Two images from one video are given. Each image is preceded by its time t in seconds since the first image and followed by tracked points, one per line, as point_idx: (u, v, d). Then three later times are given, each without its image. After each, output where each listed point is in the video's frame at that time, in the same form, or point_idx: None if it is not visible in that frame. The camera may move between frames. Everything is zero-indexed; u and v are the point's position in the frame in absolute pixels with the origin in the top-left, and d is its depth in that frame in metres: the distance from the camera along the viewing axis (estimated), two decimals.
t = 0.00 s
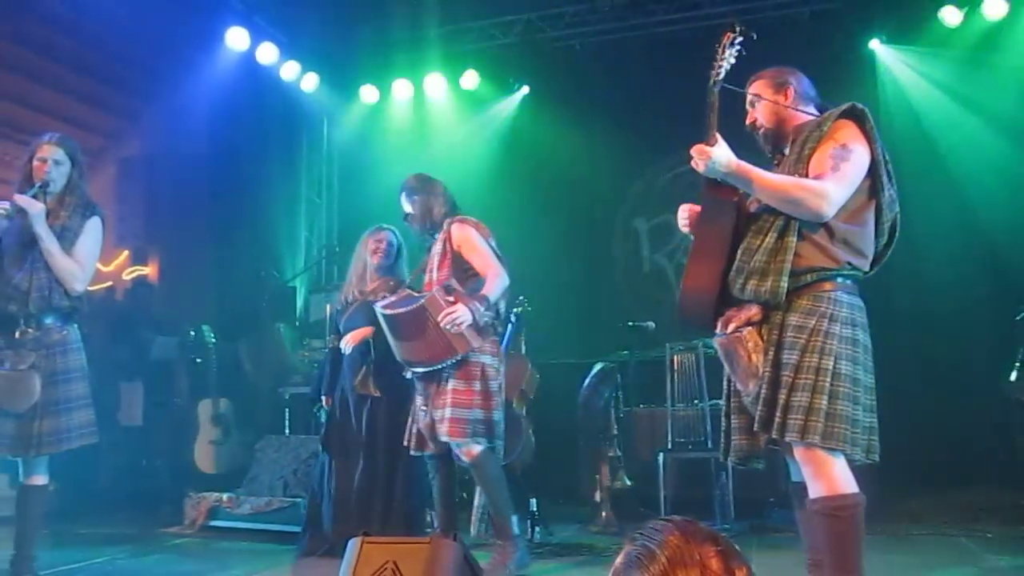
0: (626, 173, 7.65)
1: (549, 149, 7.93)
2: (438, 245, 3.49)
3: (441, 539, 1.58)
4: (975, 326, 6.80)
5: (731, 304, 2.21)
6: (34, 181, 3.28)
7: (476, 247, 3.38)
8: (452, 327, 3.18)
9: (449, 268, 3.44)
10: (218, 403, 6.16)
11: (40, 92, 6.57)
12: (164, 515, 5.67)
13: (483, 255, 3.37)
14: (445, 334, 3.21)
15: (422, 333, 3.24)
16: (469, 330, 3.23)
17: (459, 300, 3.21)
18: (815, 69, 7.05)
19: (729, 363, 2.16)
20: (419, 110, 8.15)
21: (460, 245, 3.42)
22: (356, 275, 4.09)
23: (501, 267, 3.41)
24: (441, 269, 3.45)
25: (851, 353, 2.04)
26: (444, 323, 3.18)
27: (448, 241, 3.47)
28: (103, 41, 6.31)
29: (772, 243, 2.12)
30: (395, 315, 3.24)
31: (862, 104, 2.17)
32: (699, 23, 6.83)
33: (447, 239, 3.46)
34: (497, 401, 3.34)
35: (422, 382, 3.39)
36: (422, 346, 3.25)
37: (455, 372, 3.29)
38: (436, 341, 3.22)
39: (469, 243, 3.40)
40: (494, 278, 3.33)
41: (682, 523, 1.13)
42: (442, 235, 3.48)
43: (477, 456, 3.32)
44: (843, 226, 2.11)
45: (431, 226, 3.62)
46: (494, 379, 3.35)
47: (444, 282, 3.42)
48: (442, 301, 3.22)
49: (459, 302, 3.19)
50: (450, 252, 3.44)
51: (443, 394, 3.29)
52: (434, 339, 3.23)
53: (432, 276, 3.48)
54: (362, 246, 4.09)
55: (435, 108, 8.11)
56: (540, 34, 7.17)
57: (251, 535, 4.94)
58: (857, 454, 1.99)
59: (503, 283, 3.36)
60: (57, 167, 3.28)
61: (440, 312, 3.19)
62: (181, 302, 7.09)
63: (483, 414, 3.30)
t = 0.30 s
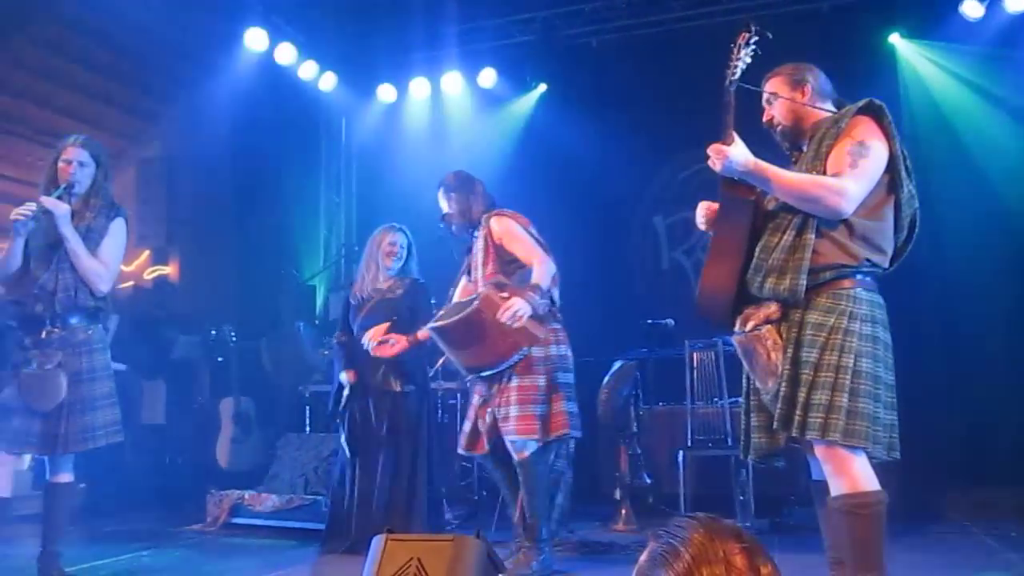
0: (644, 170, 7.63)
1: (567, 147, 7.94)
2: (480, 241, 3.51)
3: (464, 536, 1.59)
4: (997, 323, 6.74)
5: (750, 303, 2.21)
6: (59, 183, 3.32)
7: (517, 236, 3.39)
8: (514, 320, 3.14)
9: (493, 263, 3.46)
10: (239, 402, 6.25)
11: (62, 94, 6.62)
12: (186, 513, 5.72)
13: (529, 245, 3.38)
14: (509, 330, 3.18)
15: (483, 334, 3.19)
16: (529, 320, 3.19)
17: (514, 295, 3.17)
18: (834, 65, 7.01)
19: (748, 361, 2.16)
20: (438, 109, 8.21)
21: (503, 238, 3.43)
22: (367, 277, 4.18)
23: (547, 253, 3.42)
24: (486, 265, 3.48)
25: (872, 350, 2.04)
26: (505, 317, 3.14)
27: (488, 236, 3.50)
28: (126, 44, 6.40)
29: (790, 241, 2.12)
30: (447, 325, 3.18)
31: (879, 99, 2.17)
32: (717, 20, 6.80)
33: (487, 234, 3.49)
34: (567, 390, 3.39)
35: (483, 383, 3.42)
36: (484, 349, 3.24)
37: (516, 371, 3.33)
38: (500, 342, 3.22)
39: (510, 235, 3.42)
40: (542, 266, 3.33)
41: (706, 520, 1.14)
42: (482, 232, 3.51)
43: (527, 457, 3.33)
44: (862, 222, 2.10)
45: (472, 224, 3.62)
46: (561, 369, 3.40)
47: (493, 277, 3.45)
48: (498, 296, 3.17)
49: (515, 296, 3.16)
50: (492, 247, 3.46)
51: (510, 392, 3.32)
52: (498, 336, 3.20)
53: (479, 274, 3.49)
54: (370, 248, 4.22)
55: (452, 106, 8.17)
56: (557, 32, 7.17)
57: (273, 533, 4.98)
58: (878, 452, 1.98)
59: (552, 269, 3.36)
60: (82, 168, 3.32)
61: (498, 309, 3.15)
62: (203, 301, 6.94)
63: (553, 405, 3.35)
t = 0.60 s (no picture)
0: (668, 167, 7.60)
1: (591, 145, 7.93)
2: (525, 242, 3.54)
3: (495, 532, 1.60)
4: None
5: (777, 300, 2.20)
6: (92, 184, 3.37)
7: (563, 234, 3.43)
8: (579, 321, 3.14)
9: (541, 262, 3.49)
10: (266, 398, 6.34)
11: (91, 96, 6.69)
12: (215, 509, 5.78)
13: (579, 244, 3.41)
14: (575, 330, 3.19)
15: (545, 336, 3.22)
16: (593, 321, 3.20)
17: (579, 295, 3.16)
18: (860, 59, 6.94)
19: (776, 359, 2.15)
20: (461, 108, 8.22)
21: (551, 237, 3.46)
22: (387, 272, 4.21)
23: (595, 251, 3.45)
24: (535, 265, 3.50)
25: (902, 347, 2.02)
26: (571, 318, 3.14)
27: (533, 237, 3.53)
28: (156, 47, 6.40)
29: (817, 237, 2.11)
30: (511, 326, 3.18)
31: (906, 92, 2.15)
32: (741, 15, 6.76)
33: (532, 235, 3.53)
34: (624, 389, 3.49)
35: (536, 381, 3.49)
36: (547, 349, 3.29)
37: (568, 371, 3.39)
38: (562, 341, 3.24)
39: (556, 234, 3.45)
40: (595, 264, 3.36)
41: (738, 516, 1.15)
42: (526, 231, 3.55)
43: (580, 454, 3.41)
44: (890, 217, 2.09)
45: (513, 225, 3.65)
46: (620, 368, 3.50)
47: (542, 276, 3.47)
48: (563, 296, 3.15)
49: (580, 295, 3.14)
50: (539, 246, 3.49)
51: (564, 393, 3.38)
52: (561, 337, 3.23)
53: (526, 274, 3.52)
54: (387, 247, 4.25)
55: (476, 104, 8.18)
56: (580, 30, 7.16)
57: (301, 529, 5.02)
58: (909, 449, 1.97)
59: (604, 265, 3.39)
60: (114, 169, 3.36)
61: (564, 312, 3.13)
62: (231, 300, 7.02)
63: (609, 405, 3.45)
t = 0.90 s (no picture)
0: (692, 163, 7.55)
1: (615, 141, 7.89)
2: (579, 250, 3.57)
3: (519, 527, 1.61)
4: None
5: (804, 298, 2.18)
6: (121, 179, 3.41)
7: (616, 246, 3.40)
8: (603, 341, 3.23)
9: (591, 272, 3.51)
10: (291, 394, 6.31)
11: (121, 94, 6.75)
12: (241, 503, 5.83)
13: (627, 252, 3.39)
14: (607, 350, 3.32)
15: (580, 353, 3.37)
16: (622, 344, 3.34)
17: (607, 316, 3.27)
18: (888, 53, 6.86)
19: (802, 357, 2.13)
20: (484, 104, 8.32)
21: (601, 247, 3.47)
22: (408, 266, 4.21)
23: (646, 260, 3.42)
24: (585, 274, 3.53)
25: (931, 345, 2.00)
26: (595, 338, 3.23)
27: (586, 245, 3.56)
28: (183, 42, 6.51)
29: (844, 234, 2.09)
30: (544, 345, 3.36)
31: (935, 87, 2.12)
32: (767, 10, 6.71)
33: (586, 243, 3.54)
34: (676, 404, 3.57)
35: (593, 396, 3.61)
36: (584, 366, 3.41)
37: (624, 387, 3.50)
38: (599, 360, 3.37)
39: (610, 242, 3.44)
40: (641, 274, 3.34)
41: (764, 513, 1.15)
42: (581, 239, 3.57)
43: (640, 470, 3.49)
44: (919, 212, 2.06)
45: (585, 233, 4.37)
46: (672, 383, 3.59)
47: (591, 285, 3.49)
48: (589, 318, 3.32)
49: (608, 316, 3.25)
50: (591, 255, 3.51)
51: (622, 408, 3.50)
52: (602, 355, 3.36)
53: (578, 283, 3.53)
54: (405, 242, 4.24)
55: (498, 100, 8.22)
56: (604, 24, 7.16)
57: (326, 523, 5.05)
58: (939, 448, 1.95)
59: (651, 277, 3.37)
60: (143, 165, 3.39)
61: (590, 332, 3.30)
62: (256, 298, 7.06)
63: (665, 419, 3.54)
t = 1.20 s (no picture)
0: (715, 158, 7.51)
1: (636, 135, 7.87)
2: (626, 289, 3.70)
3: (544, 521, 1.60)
4: None
5: (829, 293, 2.15)
6: (147, 177, 3.44)
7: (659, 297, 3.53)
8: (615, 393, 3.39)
9: (633, 317, 3.65)
10: (316, 389, 6.38)
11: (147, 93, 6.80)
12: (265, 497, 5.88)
13: (668, 308, 3.50)
14: (613, 400, 3.43)
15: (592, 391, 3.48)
16: (636, 397, 3.44)
17: (621, 368, 3.38)
18: (914, 45, 6.78)
19: (828, 352, 2.11)
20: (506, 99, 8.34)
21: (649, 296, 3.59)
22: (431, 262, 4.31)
23: (685, 321, 3.52)
24: (625, 316, 3.67)
25: (959, 339, 1.98)
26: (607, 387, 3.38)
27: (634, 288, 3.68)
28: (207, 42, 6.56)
29: (870, 228, 2.07)
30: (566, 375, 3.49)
31: (961, 78, 2.09)
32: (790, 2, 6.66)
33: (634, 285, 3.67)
34: (693, 455, 3.55)
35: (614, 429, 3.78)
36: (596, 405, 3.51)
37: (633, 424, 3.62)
38: (602, 403, 3.48)
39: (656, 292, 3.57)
40: (674, 332, 3.47)
41: (792, 507, 1.14)
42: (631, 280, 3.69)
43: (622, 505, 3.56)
44: (946, 206, 2.04)
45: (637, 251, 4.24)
46: (694, 433, 3.59)
47: (630, 331, 3.65)
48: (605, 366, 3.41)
49: (623, 370, 3.38)
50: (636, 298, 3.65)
51: (624, 442, 3.60)
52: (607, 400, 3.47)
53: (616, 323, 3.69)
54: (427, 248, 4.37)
55: (520, 95, 8.27)
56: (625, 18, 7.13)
57: (350, 518, 5.09)
58: (968, 443, 1.93)
59: (682, 338, 3.49)
60: (167, 162, 3.42)
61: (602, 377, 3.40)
62: (278, 292, 7.04)
63: (670, 464, 3.56)
